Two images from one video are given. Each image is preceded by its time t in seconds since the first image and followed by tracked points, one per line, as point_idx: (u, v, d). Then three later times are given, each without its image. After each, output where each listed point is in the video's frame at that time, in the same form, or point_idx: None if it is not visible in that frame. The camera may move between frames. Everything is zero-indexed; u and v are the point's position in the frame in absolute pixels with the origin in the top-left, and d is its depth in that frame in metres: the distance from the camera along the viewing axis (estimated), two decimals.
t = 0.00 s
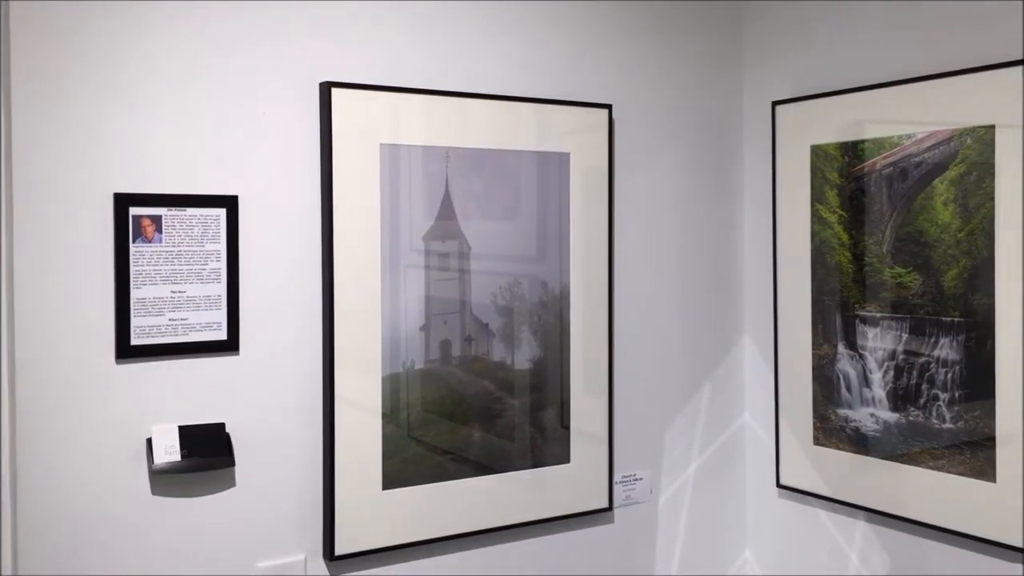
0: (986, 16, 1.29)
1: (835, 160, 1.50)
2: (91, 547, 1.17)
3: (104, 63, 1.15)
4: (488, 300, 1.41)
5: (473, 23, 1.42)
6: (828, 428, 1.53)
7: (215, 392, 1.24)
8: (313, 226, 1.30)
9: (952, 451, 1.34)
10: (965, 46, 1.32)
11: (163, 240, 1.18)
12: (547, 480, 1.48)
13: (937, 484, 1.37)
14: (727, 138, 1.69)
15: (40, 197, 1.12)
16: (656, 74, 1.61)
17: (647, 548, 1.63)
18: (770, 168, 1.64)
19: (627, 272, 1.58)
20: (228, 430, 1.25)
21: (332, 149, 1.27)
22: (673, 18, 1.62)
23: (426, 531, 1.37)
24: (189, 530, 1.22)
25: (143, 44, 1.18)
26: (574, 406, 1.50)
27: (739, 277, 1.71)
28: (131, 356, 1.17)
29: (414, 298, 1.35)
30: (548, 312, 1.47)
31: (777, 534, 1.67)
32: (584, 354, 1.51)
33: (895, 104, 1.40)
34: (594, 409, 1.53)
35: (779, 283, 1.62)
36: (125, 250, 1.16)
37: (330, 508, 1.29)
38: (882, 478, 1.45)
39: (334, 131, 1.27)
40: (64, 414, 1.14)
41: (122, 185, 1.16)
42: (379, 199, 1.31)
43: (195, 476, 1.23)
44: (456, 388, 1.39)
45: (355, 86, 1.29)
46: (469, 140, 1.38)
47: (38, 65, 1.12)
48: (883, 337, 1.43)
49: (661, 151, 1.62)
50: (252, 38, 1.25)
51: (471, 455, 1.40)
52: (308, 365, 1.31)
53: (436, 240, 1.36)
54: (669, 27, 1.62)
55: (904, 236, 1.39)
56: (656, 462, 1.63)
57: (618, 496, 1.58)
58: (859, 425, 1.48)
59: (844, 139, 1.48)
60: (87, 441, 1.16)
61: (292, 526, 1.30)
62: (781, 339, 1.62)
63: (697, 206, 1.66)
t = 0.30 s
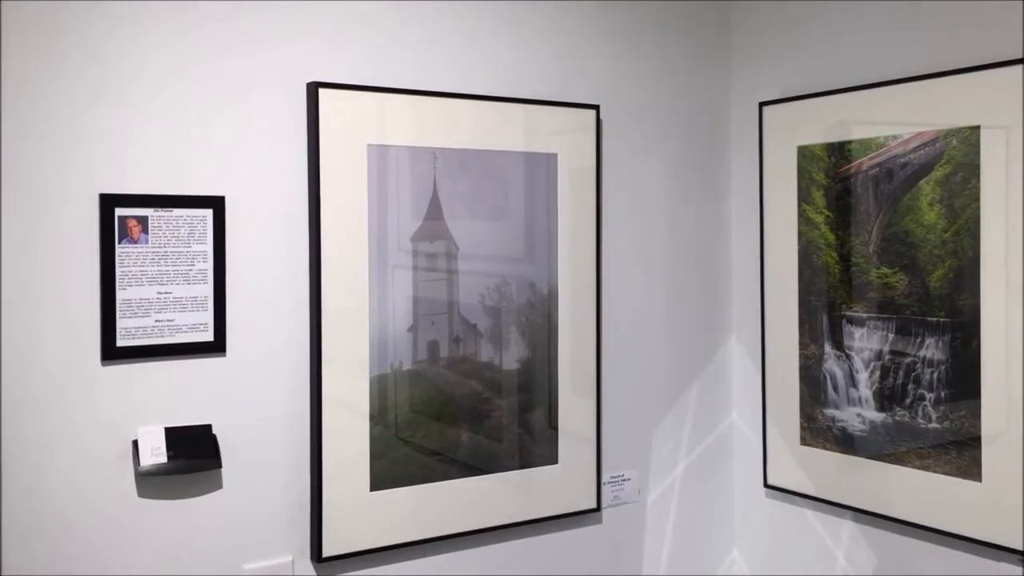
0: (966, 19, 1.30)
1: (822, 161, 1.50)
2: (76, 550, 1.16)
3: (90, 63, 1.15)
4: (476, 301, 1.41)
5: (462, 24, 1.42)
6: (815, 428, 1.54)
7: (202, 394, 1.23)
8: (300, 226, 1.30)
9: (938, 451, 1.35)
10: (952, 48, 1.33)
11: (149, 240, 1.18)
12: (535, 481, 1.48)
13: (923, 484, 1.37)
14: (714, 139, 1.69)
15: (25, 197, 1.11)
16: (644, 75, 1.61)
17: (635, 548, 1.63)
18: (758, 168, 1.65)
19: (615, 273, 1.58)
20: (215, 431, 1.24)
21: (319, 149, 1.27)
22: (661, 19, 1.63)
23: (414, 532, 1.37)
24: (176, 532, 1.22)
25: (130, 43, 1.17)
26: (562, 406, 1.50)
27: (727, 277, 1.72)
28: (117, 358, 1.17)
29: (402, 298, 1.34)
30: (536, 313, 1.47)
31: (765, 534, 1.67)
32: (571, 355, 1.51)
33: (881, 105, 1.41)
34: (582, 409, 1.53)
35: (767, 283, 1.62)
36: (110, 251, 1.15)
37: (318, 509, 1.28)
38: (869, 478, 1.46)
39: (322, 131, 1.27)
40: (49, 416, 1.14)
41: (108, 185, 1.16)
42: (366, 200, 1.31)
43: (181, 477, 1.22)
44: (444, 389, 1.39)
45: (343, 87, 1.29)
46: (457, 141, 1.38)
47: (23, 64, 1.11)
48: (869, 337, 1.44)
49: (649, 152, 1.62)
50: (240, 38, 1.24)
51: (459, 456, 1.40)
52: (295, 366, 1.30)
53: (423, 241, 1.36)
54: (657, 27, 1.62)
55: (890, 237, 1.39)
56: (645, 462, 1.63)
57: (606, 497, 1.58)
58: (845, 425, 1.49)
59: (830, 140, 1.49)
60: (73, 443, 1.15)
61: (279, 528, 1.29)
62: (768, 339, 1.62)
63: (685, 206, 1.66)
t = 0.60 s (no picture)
0: (953, 21, 1.31)
1: (808, 161, 1.51)
2: (60, 554, 1.15)
3: (74, 64, 1.14)
4: (463, 302, 1.41)
5: (449, 25, 1.42)
6: (801, 428, 1.54)
7: (188, 396, 1.23)
8: (286, 228, 1.29)
9: (924, 450, 1.36)
10: (938, 51, 1.34)
11: (134, 241, 1.17)
12: (522, 482, 1.48)
13: (909, 483, 1.38)
14: (701, 140, 1.70)
15: (9, 199, 1.10)
16: (632, 76, 1.61)
17: (622, 548, 1.63)
18: (744, 170, 1.65)
19: (602, 273, 1.59)
20: (201, 434, 1.24)
21: (305, 149, 1.26)
22: (648, 20, 1.63)
23: (400, 533, 1.37)
24: (162, 535, 1.21)
25: (115, 44, 1.16)
26: (549, 407, 1.50)
27: (714, 278, 1.72)
28: (101, 360, 1.16)
29: (389, 299, 1.34)
30: (523, 314, 1.47)
31: (752, 534, 1.68)
32: (559, 355, 1.51)
33: (867, 106, 1.41)
34: (569, 410, 1.53)
35: (753, 284, 1.63)
36: (95, 252, 1.15)
37: (304, 511, 1.28)
38: (855, 477, 1.46)
39: (308, 132, 1.27)
40: (33, 418, 1.13)
41: (93, 187, 1.15)
42: (353, 201, 1.31)
43: (166, 480, 1.21)
44: (431, 390, 1.39)
45: (329, 88, 1.28)
46: (444, 142, 1.38)
47: (7, 64, 1.10)
48: (855, 337, 1.44)
49: (636, 153, 1.62)
50: (226, 38, 1.24)
51: (446, 457, 1.40)
52: (282, 368, 1.30)
53: (410, 242, 1.36)
54: (644, 29, 1.63)
55: (876, 237, 1.40)
56: (632, 462, 1.63)
57: (593, 498, 1.58)
58: (831, 425, 1.49)
59: (816, 141, 1.49)
60: (57, 446, 1.14)
61: (265, 530, 1.29)
62: (755, 339, 1.63)
63: (672, 206, 1.67)
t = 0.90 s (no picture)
0: (935, 23, 1.32)
1: (792, 162, 1.51)
2: (41, 557, 1.14)
3: (56, 63, 1.13)
4: (448, 303, 1.41)
5: (435, 26, 1.42)
6: (786, 428, 1.55)
7: (171, 398, 1.22)
8: (270, 230, 1.29)
9: (907, 450, 1.37)
10: (920, 53, 1.34)
11: (117, 243, 1.16)
12: (508, 483, 1.48)
13: (893, 483, 1.39)
14: (686, 141, 1.70)
15: None
16: (617, 77, 1.62)
17: (608, 549, 1.63)
18: (728, 170, 1.66)
19: (587, 274, 1.59)
20: (184, 436, 1.23)
21: (289, 150, 1.26)
22: (633, 21, 1.63)
23: (385, 535, 1.36)
24: (145, 538, 1.20)
25: (97, 44, 1.15)
26: (535, 408, 1.51)
27: (699, 279, 1.73)
28: (84, 363, 1.15)
29: (374, 301, 1.34)
30: (508, 315, 1.47)
31: (737, 534, 1.68)
32: (544, 356, 1.51)
33: (851, 107, 1.42)
34: (554, 411, 1.53)
35: (738, 285, 1.63)
36: (77, 254, 1.14)
37: (289, 513, 1.28)
38: (838, 477, 1.47)
39: (292, 133, 1.26)
40: (14, 421, 1.12)
41: (75, 188, 1.14)
42: (338, 202, 1.30)
43: (150, 483, 1.20)
44: (416, 392, 1.38)
45: (314, 88, 1.28)
46: (429, 143, 1.38)
47: None
48: (839, 337, 1.45)
49: (621, 154, 1.63)
50: (210, 39, 1.23)
51: (432, 459, 1.40)
52: (266, 369, 1.29)
53: (395, 243, 1.35)
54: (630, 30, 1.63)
55: (859, 238, 1.41)
56: (617, 463, 1.63)
57: (579, 498, 1.59)
58: (816, 425, 1.50)
59: (800, 142, 1.50)
60: (38, 449, 1.13)
61: (249, 533, 1.28)
62: (740, 340, 1.63)
63: (657, 207, 1.67)
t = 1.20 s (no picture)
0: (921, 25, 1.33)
1: (779, 163, 1.52)
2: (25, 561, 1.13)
3: (41, 63, 1.12)
4: (436, 304, 1.40)
5: (422, 27, 1.42)
6: (773, 429, 1.55)
7: (157, 400, 1.21)
8: (256, 231, 1.28)
9: (894, 450, 1.37)
10: (908, 54, 1.35)
11: (102, 244, 1.16)
12: (496, 484, 1.48)
13: (879, 483, 1.39)
14: (674, 142, 1.71)
15: None
16: (605, 78, 1.62)
17: (596, 549, 1.63)
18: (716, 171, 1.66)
19: (575, 275, 1.59)
20: (170, 438, 1.22)
21: (276, 151, 1.26)
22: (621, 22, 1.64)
23: (373, 537, 1.36)
24: (130, 541, 1.19)
25: (82, 44, 1.15)
26: (523, 409, 1.51)
27: (687, 280, 1.73)
28: (68, 364, 1.14)
29: (361, 302, 1.34)
30: (496, 316, 1.47)
31: (725, 534, 1.69)
32: (532, 357, 1.51)
33: (837, 109, 1.43)
34: (542, 412, 1.53)
35: (725, 285, 1.64)
36: (61, 255, 1.13)
37: (275, 515, 1.27)
38: (825, 477, 1.48)
39: (279, 133, 1.26)
40: None
41: (59, 188, 1.13)
42: (325, 203, 1.30)
43: (135, 485, 1.20)
44: (403, 393, 1.38)
45: (301, 89, 1.27)
46: (416, 144, 1.38)
47: None
48: (825, 338, 1.46)
49: (609, 154, 1.63)
50: (196, 39, 1.23)
51: (419, 460, 1.40)
52: (253, 371, 1.29)
53: (382, 244, 1.35)
54: (617, 31, 1.63)
55: (846, 239, 1.41)
56: (606, 464, 1.63)
57: (567, 499, 1.59)
58: (803, 425, 1.50)
59: (786, 143, 1.51)
60: (22, 451, 1.12)
61: (236, 535, 1.28)
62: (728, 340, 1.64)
63: (644, 208, 1.67)
